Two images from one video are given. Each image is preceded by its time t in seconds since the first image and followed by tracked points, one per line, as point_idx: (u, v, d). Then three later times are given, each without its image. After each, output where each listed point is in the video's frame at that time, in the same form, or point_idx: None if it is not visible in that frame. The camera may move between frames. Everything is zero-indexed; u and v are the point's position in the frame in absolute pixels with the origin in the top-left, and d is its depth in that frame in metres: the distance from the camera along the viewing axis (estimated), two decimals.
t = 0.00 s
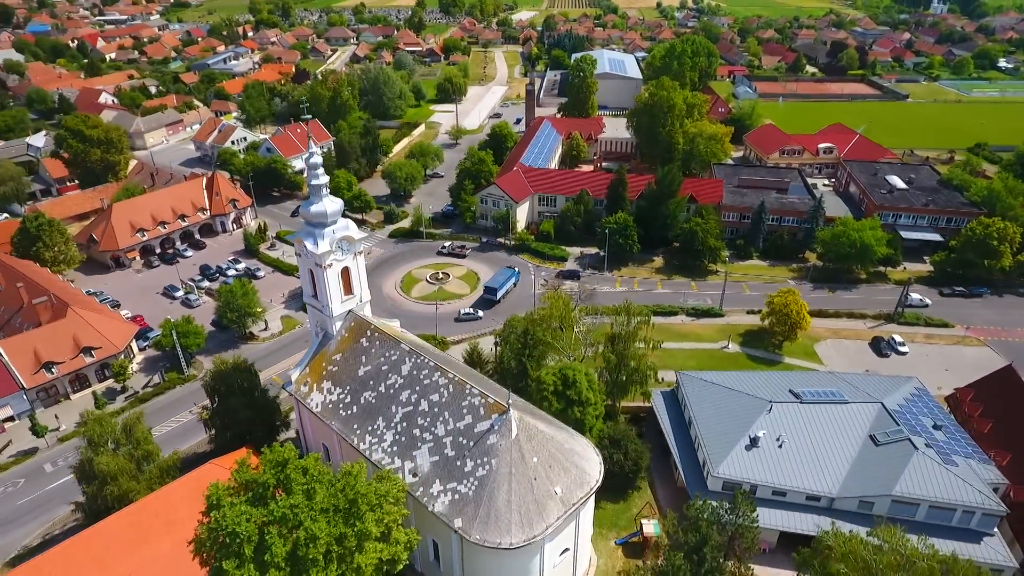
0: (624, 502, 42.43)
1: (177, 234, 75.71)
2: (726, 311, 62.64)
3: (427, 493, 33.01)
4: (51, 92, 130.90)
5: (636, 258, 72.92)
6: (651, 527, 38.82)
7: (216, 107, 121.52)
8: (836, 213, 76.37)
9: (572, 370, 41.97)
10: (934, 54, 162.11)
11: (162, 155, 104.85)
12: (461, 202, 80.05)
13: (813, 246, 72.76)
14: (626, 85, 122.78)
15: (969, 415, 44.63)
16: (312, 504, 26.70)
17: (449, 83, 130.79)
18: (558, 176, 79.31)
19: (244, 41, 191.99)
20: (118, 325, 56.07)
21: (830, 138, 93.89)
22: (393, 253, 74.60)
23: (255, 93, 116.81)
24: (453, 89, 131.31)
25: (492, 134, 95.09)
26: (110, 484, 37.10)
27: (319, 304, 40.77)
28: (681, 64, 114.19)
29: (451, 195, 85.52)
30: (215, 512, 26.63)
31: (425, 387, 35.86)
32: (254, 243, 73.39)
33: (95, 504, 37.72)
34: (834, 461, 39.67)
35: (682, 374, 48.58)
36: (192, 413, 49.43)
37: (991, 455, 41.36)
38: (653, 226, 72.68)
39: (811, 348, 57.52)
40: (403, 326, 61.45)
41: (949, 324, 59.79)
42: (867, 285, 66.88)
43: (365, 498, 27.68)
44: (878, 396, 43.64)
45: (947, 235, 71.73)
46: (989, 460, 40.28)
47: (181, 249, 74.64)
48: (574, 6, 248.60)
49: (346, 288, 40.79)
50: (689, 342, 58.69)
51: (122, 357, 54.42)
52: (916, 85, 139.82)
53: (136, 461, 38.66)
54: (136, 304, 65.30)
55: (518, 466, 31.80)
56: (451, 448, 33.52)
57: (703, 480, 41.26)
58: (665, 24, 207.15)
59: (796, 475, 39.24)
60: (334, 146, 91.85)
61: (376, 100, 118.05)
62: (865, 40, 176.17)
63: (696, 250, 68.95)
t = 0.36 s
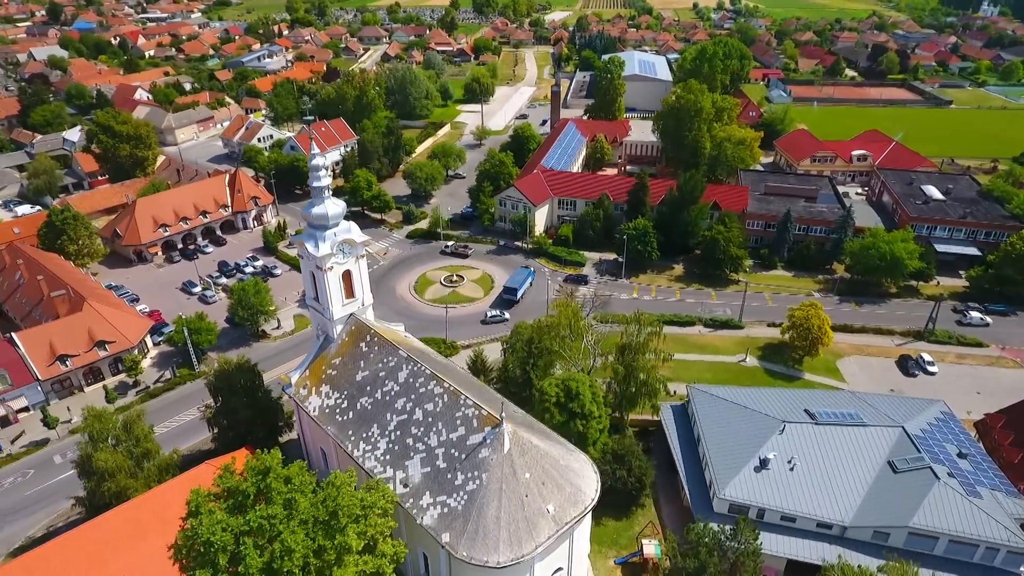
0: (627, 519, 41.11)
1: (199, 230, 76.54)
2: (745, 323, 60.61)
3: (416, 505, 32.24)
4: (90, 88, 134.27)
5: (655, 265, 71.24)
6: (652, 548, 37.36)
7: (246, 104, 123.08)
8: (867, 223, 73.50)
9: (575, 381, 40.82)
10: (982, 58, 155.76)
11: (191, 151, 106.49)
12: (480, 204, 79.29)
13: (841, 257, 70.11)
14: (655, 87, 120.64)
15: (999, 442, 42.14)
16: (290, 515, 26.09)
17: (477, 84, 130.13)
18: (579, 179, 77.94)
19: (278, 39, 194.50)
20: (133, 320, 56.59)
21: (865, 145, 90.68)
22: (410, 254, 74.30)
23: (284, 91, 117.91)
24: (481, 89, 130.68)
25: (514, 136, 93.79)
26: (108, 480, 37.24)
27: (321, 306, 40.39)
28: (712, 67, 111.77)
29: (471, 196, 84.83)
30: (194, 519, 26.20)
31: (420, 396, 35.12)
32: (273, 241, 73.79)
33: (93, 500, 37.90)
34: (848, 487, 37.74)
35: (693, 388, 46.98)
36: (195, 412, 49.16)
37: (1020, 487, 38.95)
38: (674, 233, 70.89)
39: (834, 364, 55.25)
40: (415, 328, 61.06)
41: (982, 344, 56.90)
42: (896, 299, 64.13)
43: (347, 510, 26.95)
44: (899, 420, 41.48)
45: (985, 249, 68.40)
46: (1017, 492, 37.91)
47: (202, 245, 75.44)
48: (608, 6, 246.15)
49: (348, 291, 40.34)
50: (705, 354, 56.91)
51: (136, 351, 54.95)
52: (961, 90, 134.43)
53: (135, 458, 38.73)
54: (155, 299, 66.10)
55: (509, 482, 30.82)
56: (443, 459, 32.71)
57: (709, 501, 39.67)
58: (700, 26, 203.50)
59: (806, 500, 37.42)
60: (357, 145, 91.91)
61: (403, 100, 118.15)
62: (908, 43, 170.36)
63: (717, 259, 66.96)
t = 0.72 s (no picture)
0: (628, 537, 39.82)
1: (220, 227, 77.30)
2: (765, 336, 58.50)
3: (404, 517, 31.49)
4: (128, 84, 137.40)
5: (675, 273, 69.47)
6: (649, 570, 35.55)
7: (276, 102, 124.44)
8: (900, 234, 70.49)
9: (578, 394, 39.62)
10: None
11: (220, 147, 107.94)
12: (498, 206, 78.42)
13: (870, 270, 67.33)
14: (685, 90, 118.20)
15: None
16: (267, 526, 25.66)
17: (505, 84, 129.18)
18: (600, 183, 76.46)
19: (313, 37, 196.74)
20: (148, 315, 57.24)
21: (901, 152, 87.28)
22: (426, 255, 73.84)
23: (312, 90, 118.83)
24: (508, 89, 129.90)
25: (536, 138, 92.23)
26: (106, 477, 37.44)
27: (321, 309, 40.00)
28: (745, 70, 108.33)
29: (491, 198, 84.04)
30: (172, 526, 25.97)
31: (414, 404, 34.38)
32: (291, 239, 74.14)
33: (92, 496, 38.16)
34: (861, 516, 35.78)
35: (703, 403, 45.38)
36: (197, 411, 49.02)
37: None
38: (695, 241, 69.02)
39: (856, 383, 52.89)
40: (426, 332, 60.49)
41: (1018, 365, 53.90)
42: (927, 315, 61.28)
43: (325, 522, 26.34)
44: (920, 447, 39.24)
45: None
46: None
47: (222, 242, 76.20)
48: (644, 7, 243.00)
49: (349, 295, 39.89)
50: (721, 367, 55.02)
51: (148, 346, 55.54)
52: (1009, 97, 128.65)
53: (134, 456, 38.83)
54: (173, 294, 66.89)
55: (497, 498, 29.82)
56: (433, 471, 31.89)
57: (713, 523, 38.13)
58: (737, 27, 199.38)
59: (816, 527, 35.61)
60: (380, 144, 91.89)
61: (429, 100, 117.97)
62: (954, 47, 164.03)
63: (739, 269, 64.91)
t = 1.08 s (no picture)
0: (628, 557, 38.53)
1: (241, 224, 77.95)
2: (785, 351, 56.33)
3: (390, 530, 30.77)
4: (164, 80, 140.25)
5: (695, 282, 67.57)
6: None
7: (305, 100, 125.54)
8: (935, 248, 67.37)
9: (579, 407, 38.42)
10: None
11: (248, 144, 109.21)
12: (518, 209, 77.44)
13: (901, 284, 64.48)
14: (717, 93, 115.50)
15: None
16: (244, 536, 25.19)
17: (534, 85, 127.96)
18: (622, 187, 74.86)
19: (347, 36, 198.49)
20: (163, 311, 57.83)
21: (940, 162, 83.64)
22: (443, 257, 73.27)
23: (340, 89, 119.54)
24: (537, 90, 128.76)
25: (560, 140, 90.86)
26: (105, 474, 37.66)
27: (322, 312, 39.58)
28: (779, 73, 105.30)
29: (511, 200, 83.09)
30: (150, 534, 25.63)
31: (408, 413, 33.65)
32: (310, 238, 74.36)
33: (91, 491, 38.43)
34: (874, 548, 33.83)
35: (712, 420, 43.73)
36: (202, 408, 48.92)
37: None
38: (716, 250, 67.06)
39: (879, 403, 50.48)
40: (437, 335, 59.92)
41: None
42: (960, 334, 58.35)
43: (304, 535, 25.82)
44: (942, 476, 37.06)
45: None
46: None
47: (243, 239, 76.85)
48: (680, 8, 239.31)
49: (350, 298, 39.42)
50: (737, 382, 53.08)
51: (162, 342, 56.01)
52: None
53: (134, 453, 39.03)
54: (191, 290, 67.62)
55: (485, 515, 28.87)
56: (422, 484, 31.10)
57: (716, 547, 36.56)
58: (775, 29, 194.67)
59: (824, 558, 33.77)
60: (403, 144, 91.70)
61: (456, 100, 117.60)
62: (1004, 52, 157.38)
63: (761, 279, 62.79)
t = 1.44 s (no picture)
0: None
1: (262, 221, 78.47)
2: (805, 367, 54.15)
3: (375, 543, 30.12)
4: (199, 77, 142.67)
5: (715, 291, 65.60)
6: None
7: (334, 99, 126.35)
8: (971, 263, 64.17)
9: (580, 421, 37.27)
10: None
11: (276, 142, 110.22)
12: (536, 213, 76.35)
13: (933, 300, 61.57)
14: (748, 97, 112.66)
15: None
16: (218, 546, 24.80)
17: (562, 86, 126.60)
18: (644, 193, 73.09)
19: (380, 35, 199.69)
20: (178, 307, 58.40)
21: (981, 172, 79.89)
22: (459, 260, 72.58)
23: (368, 88, 119.95)
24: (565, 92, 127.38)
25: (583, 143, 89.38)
26: (103, 470, 37.87)
27: (322, 315, 39.14)
28: (814, 77, 102.07)
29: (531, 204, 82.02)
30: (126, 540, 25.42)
31: (400, 423, 32.93)
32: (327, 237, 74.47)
33: (91, 487, 38.70)
34: None
35: (721, 438, 42.07)
36: (205, 409, 48.74)
37: None
38: (738, 259, 65.00)
39: (902, 427, 48.07)
40: (446, 339, 59.16)
41: None
42: (995, 355, 55.39)
43: (279, 548, 25.29)
44: (963, 510, 34.89)
45: None
46: None
47: (263, 236, 77.35)
48: (718, 10, 234.90)
49: (350, 302, 38.89)
50: (752, 398, 51.19)
51: (175, 337, 56.48)
52: None
53: (134, 450, 39.17)
54: (209, 286, 68.24)
55: (469, 534, 27.95)
56: (409, 497, 30.37)
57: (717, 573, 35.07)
58: (815, 31, 189.49)
59: None
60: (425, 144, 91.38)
61: (482, 100, 117.00)
62: None
63: (784, 291, 60.58)
